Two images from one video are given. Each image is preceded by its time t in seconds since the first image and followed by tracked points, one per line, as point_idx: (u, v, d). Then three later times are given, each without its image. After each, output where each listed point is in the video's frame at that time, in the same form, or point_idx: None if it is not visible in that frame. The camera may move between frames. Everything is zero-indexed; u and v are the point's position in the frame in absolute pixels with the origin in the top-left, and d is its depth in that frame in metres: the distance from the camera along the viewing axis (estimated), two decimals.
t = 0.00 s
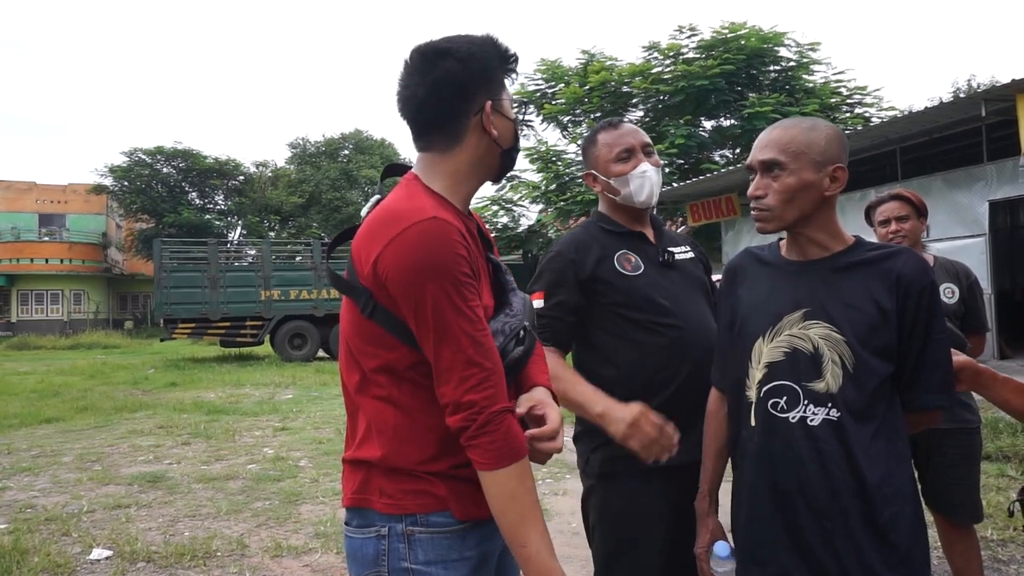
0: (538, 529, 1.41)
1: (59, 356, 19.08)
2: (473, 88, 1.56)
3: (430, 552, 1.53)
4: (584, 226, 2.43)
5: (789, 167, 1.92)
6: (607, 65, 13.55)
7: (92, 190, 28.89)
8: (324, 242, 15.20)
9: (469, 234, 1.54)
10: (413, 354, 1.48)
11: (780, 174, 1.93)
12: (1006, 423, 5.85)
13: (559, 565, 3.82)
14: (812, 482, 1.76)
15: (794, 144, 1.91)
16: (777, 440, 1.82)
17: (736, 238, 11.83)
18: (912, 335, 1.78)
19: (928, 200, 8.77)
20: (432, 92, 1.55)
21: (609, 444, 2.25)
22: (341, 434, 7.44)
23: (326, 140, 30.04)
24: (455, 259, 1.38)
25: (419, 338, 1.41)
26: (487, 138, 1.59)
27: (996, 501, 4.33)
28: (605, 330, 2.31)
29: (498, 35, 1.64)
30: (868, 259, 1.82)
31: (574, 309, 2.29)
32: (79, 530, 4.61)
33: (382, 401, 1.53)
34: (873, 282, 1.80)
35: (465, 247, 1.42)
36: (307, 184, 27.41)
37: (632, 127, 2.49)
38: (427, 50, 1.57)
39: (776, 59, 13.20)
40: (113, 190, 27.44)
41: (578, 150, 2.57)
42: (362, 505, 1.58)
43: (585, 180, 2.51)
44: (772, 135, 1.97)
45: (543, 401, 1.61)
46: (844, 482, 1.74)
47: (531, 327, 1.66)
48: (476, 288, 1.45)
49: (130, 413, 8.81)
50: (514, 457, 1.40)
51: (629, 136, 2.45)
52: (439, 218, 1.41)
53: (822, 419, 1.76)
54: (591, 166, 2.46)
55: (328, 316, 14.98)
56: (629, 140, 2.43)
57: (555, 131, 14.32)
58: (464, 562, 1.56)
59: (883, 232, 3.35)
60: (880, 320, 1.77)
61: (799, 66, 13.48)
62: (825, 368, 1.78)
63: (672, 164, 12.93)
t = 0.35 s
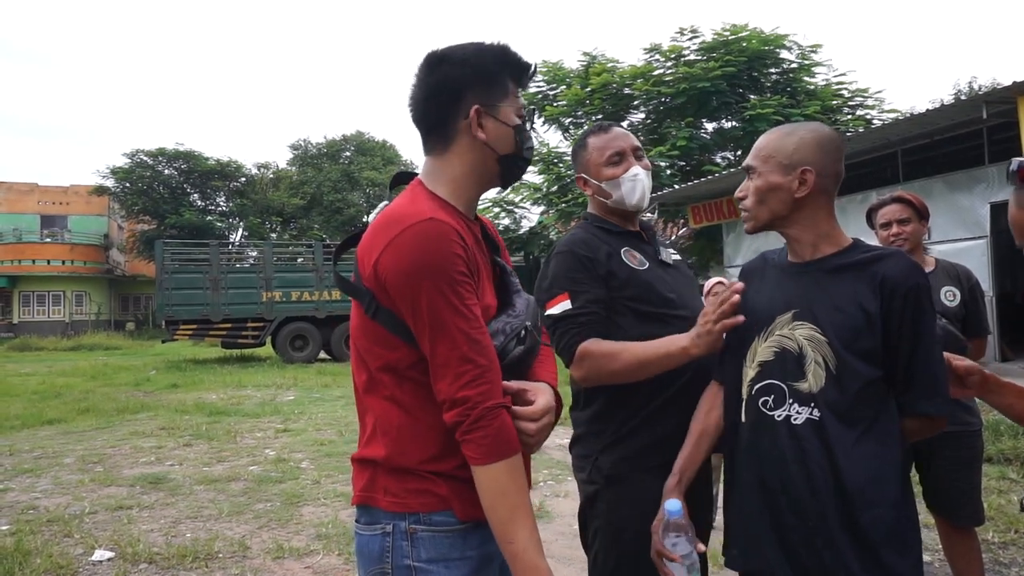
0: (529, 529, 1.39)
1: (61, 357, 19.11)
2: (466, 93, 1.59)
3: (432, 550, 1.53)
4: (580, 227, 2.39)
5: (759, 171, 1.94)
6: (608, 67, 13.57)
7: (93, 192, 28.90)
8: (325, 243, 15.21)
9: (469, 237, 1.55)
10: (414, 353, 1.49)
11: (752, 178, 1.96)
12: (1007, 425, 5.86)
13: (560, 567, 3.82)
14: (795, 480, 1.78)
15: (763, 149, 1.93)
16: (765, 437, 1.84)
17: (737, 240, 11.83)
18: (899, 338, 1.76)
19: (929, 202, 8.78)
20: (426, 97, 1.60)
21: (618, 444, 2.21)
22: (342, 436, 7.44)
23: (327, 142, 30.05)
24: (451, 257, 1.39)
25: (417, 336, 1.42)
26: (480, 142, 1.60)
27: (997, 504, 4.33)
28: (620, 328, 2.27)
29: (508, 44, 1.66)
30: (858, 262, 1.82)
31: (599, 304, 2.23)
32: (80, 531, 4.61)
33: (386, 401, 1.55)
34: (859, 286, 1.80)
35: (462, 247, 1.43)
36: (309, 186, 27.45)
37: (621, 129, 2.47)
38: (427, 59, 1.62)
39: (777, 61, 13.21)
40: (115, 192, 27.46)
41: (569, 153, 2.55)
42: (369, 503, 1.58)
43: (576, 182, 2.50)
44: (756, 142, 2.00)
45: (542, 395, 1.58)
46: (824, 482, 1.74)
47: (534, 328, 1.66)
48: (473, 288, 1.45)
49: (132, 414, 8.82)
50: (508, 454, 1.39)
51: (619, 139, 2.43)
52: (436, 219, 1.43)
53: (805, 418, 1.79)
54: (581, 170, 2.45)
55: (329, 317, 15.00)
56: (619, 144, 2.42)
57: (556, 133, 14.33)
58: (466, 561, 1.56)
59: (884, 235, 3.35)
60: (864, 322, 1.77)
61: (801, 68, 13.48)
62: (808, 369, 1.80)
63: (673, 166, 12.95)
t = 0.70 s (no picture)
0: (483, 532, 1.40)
1: (68, 363, 19.19)
2: (468, 103, 1.65)
3: (423, 549, 1.55)
4: (583, 229, 2.38)
5: (766, 172, 1.95)
6: (612, 71, 13.59)
7: (100, 198, 29.03)
8: (330, 248, 15.25)
9: (464, 240, 1.58)
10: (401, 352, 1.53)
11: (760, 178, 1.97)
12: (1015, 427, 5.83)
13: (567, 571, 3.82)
14: (779, 477, 1.82)
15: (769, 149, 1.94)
16: (762, 434, 1.90)
17: (741, 243, 11.82)
18: (886, 345, 1.73)
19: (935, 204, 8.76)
20: (433, 107, 1.68)
21: (623, 447, 2.21)
22: (348, 441, 7.45)
23: (332, 147, 30.13)
24: (427, 255, 1.44)
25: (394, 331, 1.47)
26: (479, 150, 1.64)
27: (1006, 507, 4.31)
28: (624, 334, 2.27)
29: (518, 55, 1.70)
30: (851, 265, 1.81)
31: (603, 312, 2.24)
32: (88, 537, 4.63)
33: (382, 398, 1.61)
34: (850, 289, 1.79)
35: (441, 248, 1.47)
36: (314, 191, 27.68)
37: (626, 129, 2.45)
38: (440, 72, 1.70)
39: (781, 63, 13.21)
40: (121, 198, 27.58)
41: (571, 150, 2.52)
42: (372, 500, 1.64)
43: (580, 183, 2.48)
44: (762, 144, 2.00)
45: (519, 394, 1.52)
46: (807, 481, 1.77)
47: (533, 333, 1.58)
48: (451, 288, 1.48)
49: (139, 420, 8.85)
50: (469, 452, 1.40)
51: (626, 139, 2.41)
52: (417, 220, 1.49)
53: (794, 417, 1.82)
54: (585, 168, 2.43)
55: (335, 322, 15.03)
56: (627, 143, 2.40)
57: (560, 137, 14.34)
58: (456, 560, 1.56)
59: (889, 237, 3.35)
60: (852, 324, 1.77)
61: (805, 70, 13.47)
62: (798, 368, 1.83)
63: (678, 169, 12.95)
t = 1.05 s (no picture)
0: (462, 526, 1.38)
1: (64, 366, 19.14)
2: (466, 108, 1.65)
3: (408, 548, 1.55)
4: (581, 230, 2.38)
5: (772, 179, 1.92)
6: (608, 73, 13.60)
7: (95, 201, 28.97)
8: (326, 250, 15.23)
9: (450, 236, 1.59)
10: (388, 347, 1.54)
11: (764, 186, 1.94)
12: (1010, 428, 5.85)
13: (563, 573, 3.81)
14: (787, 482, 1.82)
15: (774, 157, 1.92)
16: (767, 439, 1.89)
17: (737, 244, 11.83)
18: (903, 345, 1.75)
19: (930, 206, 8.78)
20: (431, 113, 1.68)
21: (615, 450, 2.19)
22: (344, 443, 7.44)
23: (328, 149, 30.09)
24: (407, 249, 1.46)
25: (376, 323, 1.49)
26: (476, 155, 1.63)
27: (1002, 507, 4.32)
28: (608, 338, 2.26)
29: (517, 65, 1.70)
30: (862, 267, 1.82)
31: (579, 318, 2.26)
32: (83, 541, 4.61)
33: (374, 398, 1.62)
34: (864, 291, 1.80)
35: (423, 243, 1.49)
36: (310, 193, 27.76)
37: (632, 129, 2.43)
38: (439, 78, 1.70)
39: (776, 65, 13.23)
40: (117, 201, 27.52)
41: (574, 145, 2.50)
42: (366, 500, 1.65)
43: (581, 183, 2.47)
44: (765, 147, 1.98)
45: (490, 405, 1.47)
46: (822, 487, 1.76)
47: (521, 329, 1.57)
48: (432, 282, 1.49)
49: (134, 423, 8.81)
50: (444, 444, 1.38)
51: (631, 142, 2.39)
52: (400, 217, 1.52)
53: (807, 424, 1.80)
54: (589, 170, 2.42)
55: (331, 324, 15.01)
56: (631, 147, 2.38)
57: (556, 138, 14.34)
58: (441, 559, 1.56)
59: (884, 238, 3.35)
60: (868, 326, 1.77)
61: (800, 72, 13.49)
62: (813, 374, 1.82)
63: (674, 171, 12.96)
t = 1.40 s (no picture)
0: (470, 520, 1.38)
1: (60, 365, 19.11)
2: (466, 110, 1.65)
3: (397, 545, 1.56)
4: (580, 229, 2.39)
5: (791, 176, 1.92)
6: (605, 72, 13.62)
7: (91, 200, 28.89)
8: (323, 250, 15.20)
9: (446, 235, 1.58)
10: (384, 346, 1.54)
11: (781, 184, 1.93)
12: (1006, 427, 5.86)
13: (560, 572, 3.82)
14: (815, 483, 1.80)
15: (793, 152, 1.91)
16: (786, 441, 1.86)
17: (734, 244, 11.84)
18: (929, 338, 1.78)
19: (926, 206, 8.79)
20: (431, 117, 1.68)
21: (610, 452, 2.19)
22: (341, 442, 7.43)
23: (325, 148, 30.06)
24: (406, 247, 1.47)
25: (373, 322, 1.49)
26: (477, 155, 1.63)
27: (997, 506, 4.33)
28: (600, 339, 2.27)
29: (515, 65, 1.70)
30: (879, 262, 1.85)
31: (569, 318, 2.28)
32: (79, 541, 4.60)
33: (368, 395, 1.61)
34: (886, 286, 1.82)
35: (421, 242, 1.50)
36: (306, 193, 27.66)
37: (634, 127, 2.42)
38: (437, 81, 1.70)
39: (773, 65, 13.26)
40: (113, 200, 27.47)
41: (574, 142, 2.50)
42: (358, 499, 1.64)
43: (582, 183, 2.48)
44: (772, 145, 1.98)
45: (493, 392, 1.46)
46: (857, 487, 1.76)
47: (513, 329, 1.57)
48: (431, 280, 1.50)
49: (130, 423, 8.79)
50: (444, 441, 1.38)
51: (632, 142, 2.39)
52: (399, 215, 1.52)
53: (836, 425, 1.79)
54: (589, 169, 2.42)
55: (328, 324, 14.99)
56: (632, 147, 2.38)
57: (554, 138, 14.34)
58: (427, 559, 1.56)
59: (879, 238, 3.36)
60: (894, 323, 1.79)
61: (797, 72, 13.50)
62: (841, 373, 1.81)
63: (671, 170, 12.97)
